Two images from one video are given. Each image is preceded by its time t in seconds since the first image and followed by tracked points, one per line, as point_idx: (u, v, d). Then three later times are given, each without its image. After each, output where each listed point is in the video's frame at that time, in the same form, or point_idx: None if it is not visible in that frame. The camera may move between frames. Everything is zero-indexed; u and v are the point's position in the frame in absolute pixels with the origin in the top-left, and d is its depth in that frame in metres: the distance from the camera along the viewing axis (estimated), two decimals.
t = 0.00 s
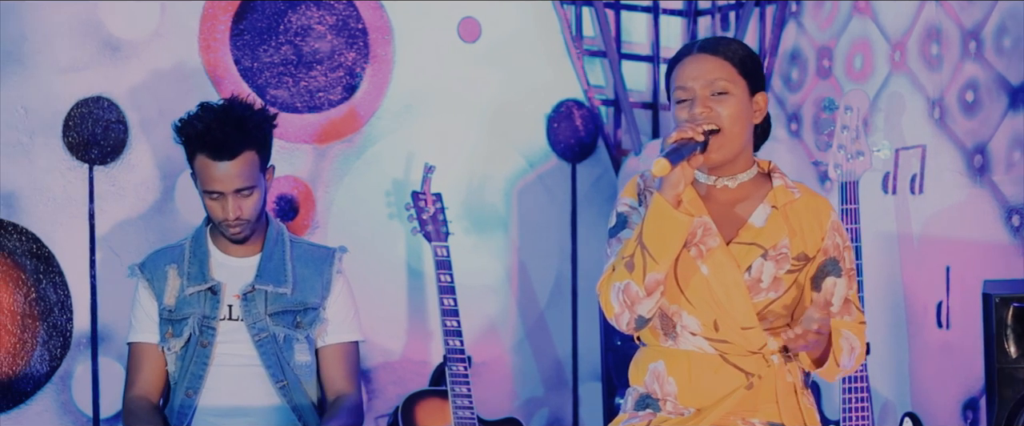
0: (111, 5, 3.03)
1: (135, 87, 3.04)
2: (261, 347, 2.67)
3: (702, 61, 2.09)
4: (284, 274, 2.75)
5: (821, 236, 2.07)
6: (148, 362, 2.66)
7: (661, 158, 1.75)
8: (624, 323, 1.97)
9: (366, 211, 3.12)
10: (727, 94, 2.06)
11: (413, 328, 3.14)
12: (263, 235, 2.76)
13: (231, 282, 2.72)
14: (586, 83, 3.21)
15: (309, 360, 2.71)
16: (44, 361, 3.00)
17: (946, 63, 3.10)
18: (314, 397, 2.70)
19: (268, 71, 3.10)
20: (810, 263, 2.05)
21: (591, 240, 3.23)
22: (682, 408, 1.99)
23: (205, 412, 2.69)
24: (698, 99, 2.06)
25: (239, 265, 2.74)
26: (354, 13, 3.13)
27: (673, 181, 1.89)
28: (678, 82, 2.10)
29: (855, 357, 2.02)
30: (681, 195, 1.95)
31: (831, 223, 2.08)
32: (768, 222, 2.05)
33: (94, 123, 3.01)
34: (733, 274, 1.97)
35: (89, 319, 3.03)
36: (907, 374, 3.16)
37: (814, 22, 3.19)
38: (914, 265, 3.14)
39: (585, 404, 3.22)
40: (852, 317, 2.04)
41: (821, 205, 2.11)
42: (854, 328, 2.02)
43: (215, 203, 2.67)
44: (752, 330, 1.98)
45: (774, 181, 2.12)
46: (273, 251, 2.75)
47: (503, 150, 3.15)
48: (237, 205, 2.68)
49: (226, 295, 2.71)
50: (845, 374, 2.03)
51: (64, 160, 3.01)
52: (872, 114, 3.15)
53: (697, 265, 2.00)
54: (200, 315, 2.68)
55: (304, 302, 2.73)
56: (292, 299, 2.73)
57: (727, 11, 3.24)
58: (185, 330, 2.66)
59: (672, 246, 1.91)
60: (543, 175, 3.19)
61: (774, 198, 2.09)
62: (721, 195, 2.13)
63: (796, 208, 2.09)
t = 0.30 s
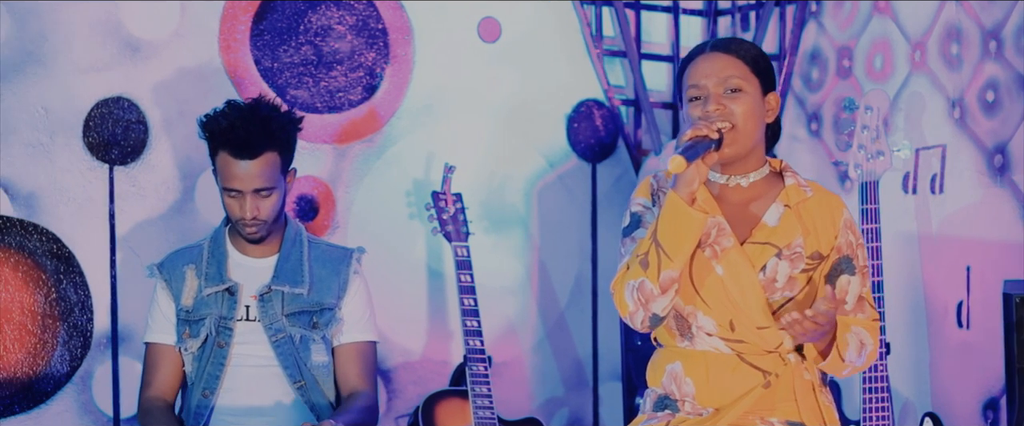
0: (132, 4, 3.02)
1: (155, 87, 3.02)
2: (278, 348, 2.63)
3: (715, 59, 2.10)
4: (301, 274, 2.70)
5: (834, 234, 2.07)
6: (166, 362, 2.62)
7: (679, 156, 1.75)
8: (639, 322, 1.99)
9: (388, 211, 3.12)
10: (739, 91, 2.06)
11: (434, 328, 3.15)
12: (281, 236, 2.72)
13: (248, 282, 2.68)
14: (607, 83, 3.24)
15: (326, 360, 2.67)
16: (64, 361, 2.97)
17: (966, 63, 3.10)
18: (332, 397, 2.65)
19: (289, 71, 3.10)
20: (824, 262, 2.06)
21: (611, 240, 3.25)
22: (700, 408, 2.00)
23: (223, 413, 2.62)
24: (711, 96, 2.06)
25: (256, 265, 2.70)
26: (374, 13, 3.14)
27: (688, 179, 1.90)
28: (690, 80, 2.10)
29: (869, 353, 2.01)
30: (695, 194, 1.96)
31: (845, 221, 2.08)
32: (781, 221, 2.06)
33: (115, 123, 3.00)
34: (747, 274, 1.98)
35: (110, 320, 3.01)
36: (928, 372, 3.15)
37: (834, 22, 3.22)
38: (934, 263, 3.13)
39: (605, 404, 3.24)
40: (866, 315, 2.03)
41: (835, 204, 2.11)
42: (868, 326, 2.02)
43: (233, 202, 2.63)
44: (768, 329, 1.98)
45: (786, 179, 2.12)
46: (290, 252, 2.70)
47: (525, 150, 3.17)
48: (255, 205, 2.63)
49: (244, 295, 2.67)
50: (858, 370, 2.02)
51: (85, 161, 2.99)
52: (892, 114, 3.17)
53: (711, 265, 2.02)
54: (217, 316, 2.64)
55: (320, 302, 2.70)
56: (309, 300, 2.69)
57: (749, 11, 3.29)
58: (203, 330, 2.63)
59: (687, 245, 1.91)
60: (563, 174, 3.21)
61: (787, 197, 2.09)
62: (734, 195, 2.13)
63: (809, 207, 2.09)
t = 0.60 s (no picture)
0: (139, 4, 3.01)
1: (163, 87, 3.02)
2: (280, 350, 2.63)
3: (715, 56, 2.09)
4: (303, 276, 2.70)
5: (831, 231, 2.06)
6: (167, 363, 2.63)
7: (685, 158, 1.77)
8: (640, 323, 1.98)
9: (395, 211, 3.12)
10: (739, 90, 2.06)
11: (441, 328, 3.15)
12: (284, 238, 2.71)
13: (251, 285, 2.68)
14: (615, 83, 3.26)
15: (328, 362, 2.66)
16: (72, 361, 2.96)
17: (974, 63, 3.08)
18: (334, 398, 2.65)
19: (297, 71, 3.10)
20: (822, 259, 2.05)
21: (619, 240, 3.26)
22: (702, 409, 2.00)
23: (224, 412, 2.62)
24: (710, 94, 2.05)
25: (258, 268, 2.69)
26: (382, 13, 3.15)
27: (688, 181, 1.89)
28: (690, 77, 2.09)
29: (864, 354, 2.01)
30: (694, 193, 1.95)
31: (841, 218, 2.08)
32: (778, 219, 2.05)
33: (122, 123, 2.99)
34: (746, 273, 1.97)
35: (117, 320, 3.00)
36: (936, 373, 3.15)
37: (842, 22, 3.25)
38: (942, 263, 3.13)
39: (612, 404, 3.25)
40: (865, 312, 2.05)
41: (831, 201, 2.11)
42: (865, 324, 2.03)
43: (239, 203, 2.60)
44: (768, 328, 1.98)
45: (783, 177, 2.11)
46: (292, 254, 2.69)
47: (532, 150, 3.18)
48: (261, 209, 2.60)
49: (247, 298, 2.66)
50: (852, 370, 2.02)
51: (92, 161, 2.99)
52: (900, 114, 3.18)
53: (710, 265, 2.00)
54: (221, 318, 2.64)
55: (323, 304, 2.70)
56: (310, 302, 2.69)
57: (756, 11, 3.33)
58: (205, 332, 2.62)
59: (687, 245, 1.90)
60: (571, 175, 3.22)
61: (783, 195, 2.08)
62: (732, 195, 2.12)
63: (806, 205, 2.08)
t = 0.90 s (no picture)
0: (139, 4, 3.01)
1: (163, 88, 3.02)
2: (279, 351, 2.63)
3: (705, 57, 2.10)
4: (301, 276, 2.69)
5: (824, 230, 2.06)
6: (167, 365, 2.63)
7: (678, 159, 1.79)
8: (635, 323, 1.99)
9: (395, 211, 3.12)
10: (730, 91, 2.06)
11: (441, 328, 3.15)
12: (281, 238, 2.71)
13: (249, 286, 2.68)
14: (615, 83, 3.26)
15: (327, 362, 2.67)
16: (72, 361, 2.96)
17: (974, 63, 3.07)
18: (332, 398, 2.65)
19: (297, 71, 3.10)
20: (815, 257, 2.04)
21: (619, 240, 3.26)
22: (698, 410, 2.00)
23: (225, 414, 2.63)
24: (701, 95, 2.06)
25: (256, 268, 2.69)
26: (381, 13, 3.15)
27: (681, 181, 1.89)
28: (680, 79, 2.10)
29: (857, 354, 1.99)
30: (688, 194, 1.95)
31: (835, 216, 2.07)
32: (771, 218, 2.05)
33: (122, 123, 2.99)
34: (739, 272, 1.98)
35: (117, 320, 3.00)
36: (935, 373, 3.16)
37: (842, 22, 3.25)
38: (942, 263, 3.13)
39: (612, 404, 3.24)
40: (860, 310, 2.04)
41: (825, 200, 2.10)
42: (860, 322, 2.02)
43: (239, 206, 2.59)
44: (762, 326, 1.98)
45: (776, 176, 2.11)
46: (290, 254, 2.69)
47: (532, 150, 3.18)
48: (261, 211, 2.60)
49: (245, 299, 2.66)
50: (845, 371, 2.00)
51: (92, 161, 2.99)
52: (900, 114, 3.19)
53: (703, 265, 2.01)
54: (219, 320, 2.64)
55: (322, 304, 2.70)
56: (309, 302, 2.69)
57: (756, 11, 3.34)
58: (204, 334, 2.63)
59: (681, 244, 1.91)
60: (571, 175, 3.22)
61: (776, 194, 2.08)
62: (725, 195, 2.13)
63: (799, 204, 2.07)
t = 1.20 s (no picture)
0: (139, 4, 3.01)
1: (163, 88, 3.02)
2: (280, 351, 2.63)
3: (704, 59, 2.09)
4: (302, 276, 2.69)
5: (825, 230, 2.06)
6: (167, 365, 2.63)
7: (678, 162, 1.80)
8: (637, 325, 1.98)
9: (395, 212, 3.12)
10: (729, 92, 2.06)
11: (441, 328, 3.15)
12: (281, 238, 2.71)
13: (249, 286, 2.68)
14: (615, 83, 3.26)
15: (329, 362, 2.67)
16: (72, 361, 2.96)
17: (974, 63, 3.07)
18: (333, 398, 2.66)
19: (297, 71, 3.10)
20: (816, 257, 2.04)
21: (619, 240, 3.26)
22: (698, 409, 2.01)
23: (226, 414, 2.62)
24: (701, 97, 2.06)
25: (256, 268, 2.69)
26: (382, 13, 3.15)
27: (682, 183, 1.89)
28: (680, 80, 2.10)
29: (859, 359, 1.99)
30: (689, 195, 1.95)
31: (835, 216, 2.08)
32: (772, 218, 2.05)
33: (122, 123, 2.99)
34: (740, 273, 1.98)
35: (117, 320, 3.00)
36: (934, 373, 3.17)
37: (842, 22, 3.25)
38: (941, 262, 3.13)
39: (612, 404, 3.25)
40: (861, 310, 2.03)
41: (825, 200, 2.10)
42: (861, 322, 2.01)
43: (239, 206, 2.59)
44: (763, 327, 1.98)
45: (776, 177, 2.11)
46: (290, 253, 2.69)
47: (532, 150, 3.18)
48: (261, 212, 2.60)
49: (245, 299, 2.66)
50: (845, 379, 2.00)
51: (92, 161, 2.99)
52: (900, 114, 3.20)
53: (704, 266, 2.01)
54: (219, 320, 2.64)
55: (323, 304, 2.70)
56: (310, 302, 2.69)
57: (756, 11, 3.34)
58: (205, 335, 2.63)
59: (682, 245, 1.91)
60: (571, 175, 3.22)
61: (777, 195, 2.08)
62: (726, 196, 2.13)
63: (799, 204, 2.08)
